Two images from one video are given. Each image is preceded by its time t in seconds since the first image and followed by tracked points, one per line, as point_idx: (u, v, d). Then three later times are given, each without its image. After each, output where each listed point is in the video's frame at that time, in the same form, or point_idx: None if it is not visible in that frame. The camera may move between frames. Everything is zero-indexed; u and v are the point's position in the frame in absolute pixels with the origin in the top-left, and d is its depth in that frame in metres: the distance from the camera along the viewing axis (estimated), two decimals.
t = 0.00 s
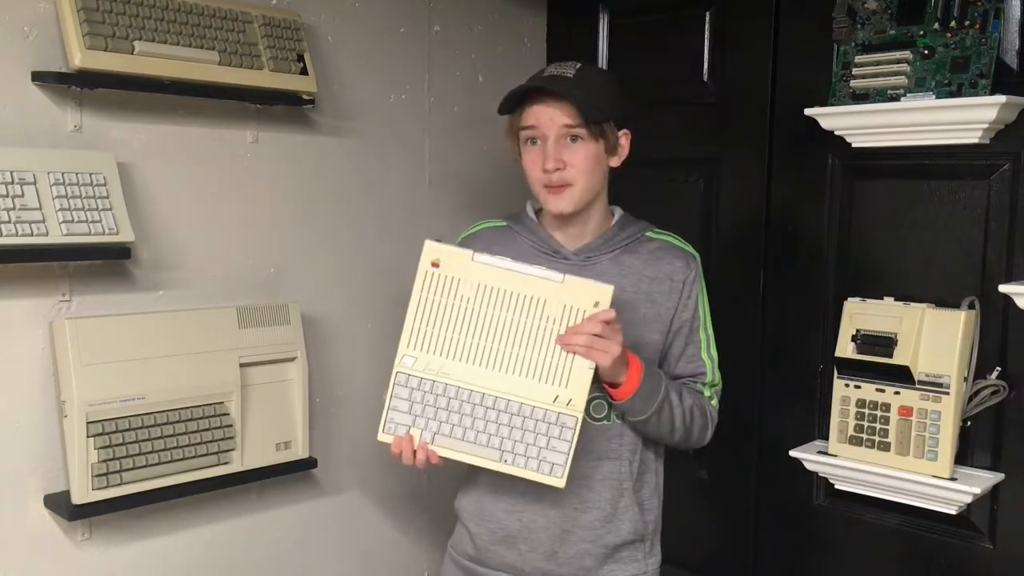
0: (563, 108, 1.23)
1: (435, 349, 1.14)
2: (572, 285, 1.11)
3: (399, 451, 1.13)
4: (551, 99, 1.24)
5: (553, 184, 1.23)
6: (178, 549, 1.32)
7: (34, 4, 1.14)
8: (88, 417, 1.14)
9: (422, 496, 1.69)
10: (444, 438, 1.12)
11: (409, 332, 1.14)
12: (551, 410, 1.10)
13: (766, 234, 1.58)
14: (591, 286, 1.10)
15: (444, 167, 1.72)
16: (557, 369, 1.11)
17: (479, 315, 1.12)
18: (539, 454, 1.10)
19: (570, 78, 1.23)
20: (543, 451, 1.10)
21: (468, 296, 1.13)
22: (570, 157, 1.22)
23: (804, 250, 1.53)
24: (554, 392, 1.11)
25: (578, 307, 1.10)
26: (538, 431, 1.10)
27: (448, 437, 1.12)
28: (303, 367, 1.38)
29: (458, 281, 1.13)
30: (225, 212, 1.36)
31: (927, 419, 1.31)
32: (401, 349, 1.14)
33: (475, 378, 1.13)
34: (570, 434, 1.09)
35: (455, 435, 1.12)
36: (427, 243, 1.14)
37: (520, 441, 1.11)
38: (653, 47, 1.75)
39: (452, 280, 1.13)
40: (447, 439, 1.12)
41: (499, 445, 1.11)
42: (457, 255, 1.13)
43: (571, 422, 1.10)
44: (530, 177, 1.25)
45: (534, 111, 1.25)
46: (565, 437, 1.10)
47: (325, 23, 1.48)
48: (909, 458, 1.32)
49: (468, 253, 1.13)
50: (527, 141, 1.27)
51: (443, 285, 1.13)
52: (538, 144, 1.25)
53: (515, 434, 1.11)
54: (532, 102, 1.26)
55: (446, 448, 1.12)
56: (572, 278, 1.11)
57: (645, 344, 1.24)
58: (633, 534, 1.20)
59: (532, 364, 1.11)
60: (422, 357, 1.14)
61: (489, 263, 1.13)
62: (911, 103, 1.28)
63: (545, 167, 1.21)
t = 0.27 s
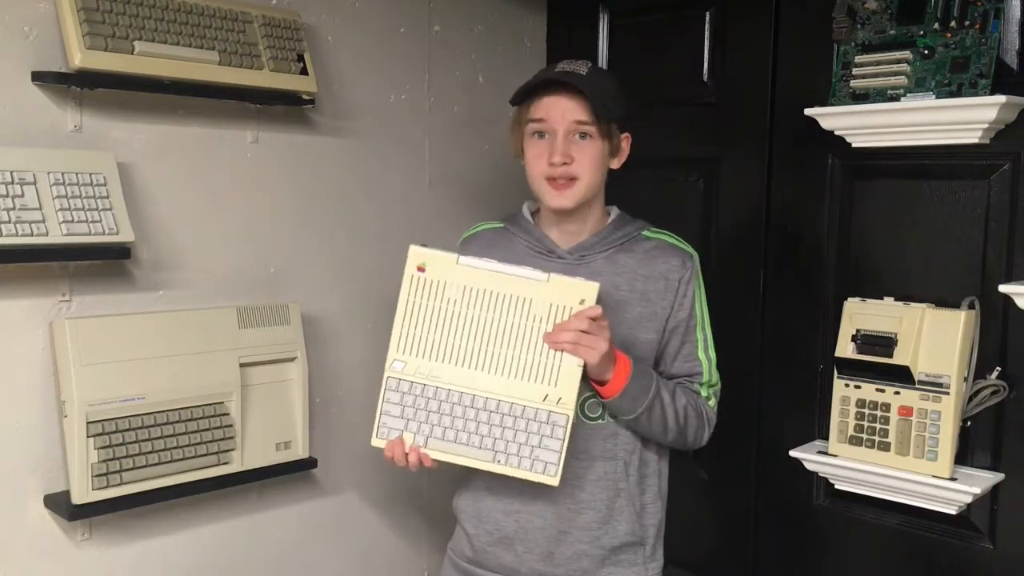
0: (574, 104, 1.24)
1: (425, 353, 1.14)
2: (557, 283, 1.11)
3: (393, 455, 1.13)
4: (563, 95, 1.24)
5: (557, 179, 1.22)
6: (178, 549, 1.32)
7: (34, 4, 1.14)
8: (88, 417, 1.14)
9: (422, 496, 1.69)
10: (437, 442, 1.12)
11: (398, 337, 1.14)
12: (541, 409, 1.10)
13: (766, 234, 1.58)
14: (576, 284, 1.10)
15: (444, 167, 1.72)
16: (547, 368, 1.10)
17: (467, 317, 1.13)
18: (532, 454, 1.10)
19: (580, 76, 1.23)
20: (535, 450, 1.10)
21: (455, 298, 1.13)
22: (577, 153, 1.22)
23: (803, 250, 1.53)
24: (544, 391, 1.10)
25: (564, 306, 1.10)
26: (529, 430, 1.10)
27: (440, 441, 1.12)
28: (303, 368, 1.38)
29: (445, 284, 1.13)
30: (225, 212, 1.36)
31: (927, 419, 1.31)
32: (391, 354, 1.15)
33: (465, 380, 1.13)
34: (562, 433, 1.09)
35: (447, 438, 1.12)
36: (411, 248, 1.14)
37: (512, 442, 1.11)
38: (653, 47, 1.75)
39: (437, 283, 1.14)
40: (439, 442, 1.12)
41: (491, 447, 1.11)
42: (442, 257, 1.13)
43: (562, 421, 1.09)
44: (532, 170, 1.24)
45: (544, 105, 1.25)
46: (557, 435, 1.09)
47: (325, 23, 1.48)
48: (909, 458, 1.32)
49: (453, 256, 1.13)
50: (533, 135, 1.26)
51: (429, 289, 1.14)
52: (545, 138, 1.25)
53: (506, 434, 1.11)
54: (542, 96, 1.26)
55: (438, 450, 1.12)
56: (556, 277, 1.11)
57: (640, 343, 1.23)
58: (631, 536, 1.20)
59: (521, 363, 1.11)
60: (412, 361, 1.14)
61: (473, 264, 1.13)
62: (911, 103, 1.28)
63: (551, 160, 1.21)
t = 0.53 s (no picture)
0: (565, 99, 1.25)
1: (429, 301, 1.13)
2: (572, 244, 1.10)
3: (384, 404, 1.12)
4: (553, 90, 1.26)
5: (549, 172, 1.23)
6: (178, 549, 1.32)
7: (34, 4, 1.14)
8: (88, 417, 1.14)
9: (422, 496, 1.69)
10: (432, 395, 1.11)
11: (403, 282, 1.13)
12: (545, 370, 1.10)
13: (766, 234, 1.58)
14: (591, 246, 1.10)
15: (444, 167, 1.72)
16: (554, 330, 1.10)
17: (474, 271, 1.12)
18: (530, 416, 1.10)
19: (571, 71, 1.24)
20: (534, 412, 1.10)
21: (465, 248, 1.12)
22: (569, 146, 1.23)
23: (803, 250, 1.53)
24: (549, 352, 1.10)
25: (577, 267, 1.10)
26: (530, 390, 1.10)
27: (437, 393, 1.11)
28: (303, 367, 1.38)
29: (456, 231, 1.13)
30: (225, 212, 1.36)
31: (927, 419, 1.31)
32: (394, 302, 1.13)
33: (467, 333, 1.12)
34: (563, 397, 1.09)
35: (444, 390, 1.11)
36: (425, 193, 1.14)
37: (511, 402, 1.10)
38: (653, 47, 1.75)
39: (448, 233, 1.13)
40: (436, 395, 1.11)
41: (489, 405, 1.11)
42: (456, 206, 1.13)
43: (565, 384, 1.09)
44: (524, 165, 1.25)
45: (535, 101, 1.26)
46: (557, 399, 1.09)
47: (325, 23, 1.48)
48: (909, 458, 1.32)
49: (468, 204, 1.12)
50: (524, 131, 1.27)
51: (439, 235, 1.13)
52: (536, 133, 1.25)
53: (506, 395, 1.10)
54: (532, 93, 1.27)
55: (434, 405, 1.11)
56: (572, 237, 1.10)
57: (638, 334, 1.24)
58: (635, 534, 1.19)
59: (527, 322, 1.10)
60: (415, 309, 1.13)
61: (488, 217, 1.13)
62: (911, 103, 1.28)
63: (544, 154, 1.22)
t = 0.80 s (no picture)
0: (553, 97, 1.23)
1: (446, 337, 1.10)
2: (593, 281, 1.08)
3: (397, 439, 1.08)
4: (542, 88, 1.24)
5: (539, 174, 1.22)
6: (178, 549, 1.32)
7: (34, 4, 1.14)
8: (88, 417, 1.14)
9: (422, 496, 1.69)
10: (450, 430, 1.09)
11: (421, 318, 1.10)
12: (563, 403, 1.09)
13: (766, 235, 1.58)
14: (612, 282, 1.08)
15: (444, 167, 1.72)
16: (571, 363, 1.09)
17: (493, 306, 1.09)
18: (548, 447, 1.09)
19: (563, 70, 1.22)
20: (552, 445, 1.09)
21: (484, 285, 1.09)
22: (558, 147, 1.21)
23: (803, 250, 1.53)
24: (567, 385, 1.09)
25: (597, 301, 1.08)
26: (549, 424, 1.09)
27: (454, 428, 1.10)
28: (303, 367, 1.38)
29: (474, 267, 1.09)
30: (225, 212, 1.36)
31: (927, 419, 1.31)
32: (410, 338, 1.10)
33: (485, 371, 1.10)
34: (580, 428, 1.09)
35: (461, 426, 1.10)
36: (443, 227, 1.09)
37: (529, 434, 1.10)
38: (653, 47, 1.75)
39: (468, 268, 1.09)
40: (454, 430, 1.10)
41: (507, 438, 1.10)
42: (476, 240, 1.09)
43: (583, 416, 1.09)
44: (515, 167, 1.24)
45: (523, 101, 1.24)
46: (575, 431, 1.09)
47: (325, 23, 1.48)
48: (909, 458, 1.32)
49: (488, 239, 1.09)
50: (516, 131, 1.26)
51: (459, 272, 1.09)
52: (526, 134, 1.24)
53: (525, 427, 1.09)
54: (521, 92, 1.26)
55: (452, 439, 1.09)
56: (594, 272, 1.08)
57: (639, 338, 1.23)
58: (631, 534, 1.20)
59: (544, 357, 1.09)
60: (432, 345, 1.10)
61: (509, 252, 1.09)
62: (911, 103, 1.28)
63: (532, 155, 1.21)
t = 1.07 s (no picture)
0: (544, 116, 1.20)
1: (436, 381, 1.10)
2: (560, 289, 1.10)
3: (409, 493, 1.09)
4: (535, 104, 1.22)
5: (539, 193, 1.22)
6: (178, 549, 1.32)
7: (34, 4, 1.14)
8: (88, 417, 1.14)
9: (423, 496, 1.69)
10: (463, 470, 1.10)
11: (407, 371, 1.09)
12: (563, 415, 1.11)
13: (766, 235, 1.58)
14: (578, 286, 1.10)
15: (444, 167, 1.72)
16: (561, 374, 1.10)
17: (473, 340, 1.10)
18: (560, 462, 1.11)
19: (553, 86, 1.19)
20: (562, 459, 1.11)
21: (458, 321, 1.09)
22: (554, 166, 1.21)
23: (803, 250, 1.53)
24: (563, 398, 1.11)
25: (568, 311, 1.10)
26: (554, 439, 1.11)
27: (466, 467, 1.10)
28: (303, 367, 1.38)
29: (446, 308, 1.09)
30: (225, 211, 1.36)
31: (927, 419, 1.31)
32: (402, 392, 1.10)
33: (481, 404, 1.11)
34: (586, 436, 1.11)
35: (471, 464, 1.10)
36: (403, 278, 1.09)
37: (535, 453, 1.11)
38: (653, 48, 1.75)
39: (439, 310, 1.09)
40: (465, 469, 1.10)
41: (517, 463, 1.11)
42: (441, 282, 1.09)
43: (586, 424, 1.11)
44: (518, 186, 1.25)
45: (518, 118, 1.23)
46: (581, 440, 1.11)
47: (325, 23, 1.48)
48: (909, 458, 1.32)
49: (451, 278, 1.09)
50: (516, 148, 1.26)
51: (431, 316, 1.09)
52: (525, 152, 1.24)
53: (531, 448, 1.11)
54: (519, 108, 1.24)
55: (466, 478, 1.10)
56: (558, 283, 1.10)
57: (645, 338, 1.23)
58: (644, 531, 1.21)
59: (534, 374, 1.10)
60: (424, 393, 1.10)
61: (472, 284, 1.10)
62: (911, 103, 1.28)
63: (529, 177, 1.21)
